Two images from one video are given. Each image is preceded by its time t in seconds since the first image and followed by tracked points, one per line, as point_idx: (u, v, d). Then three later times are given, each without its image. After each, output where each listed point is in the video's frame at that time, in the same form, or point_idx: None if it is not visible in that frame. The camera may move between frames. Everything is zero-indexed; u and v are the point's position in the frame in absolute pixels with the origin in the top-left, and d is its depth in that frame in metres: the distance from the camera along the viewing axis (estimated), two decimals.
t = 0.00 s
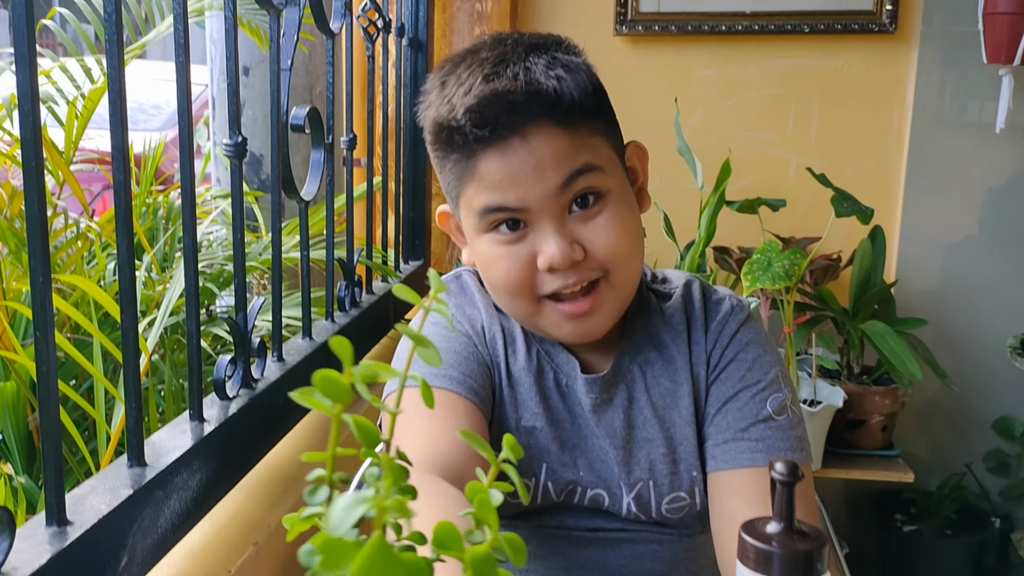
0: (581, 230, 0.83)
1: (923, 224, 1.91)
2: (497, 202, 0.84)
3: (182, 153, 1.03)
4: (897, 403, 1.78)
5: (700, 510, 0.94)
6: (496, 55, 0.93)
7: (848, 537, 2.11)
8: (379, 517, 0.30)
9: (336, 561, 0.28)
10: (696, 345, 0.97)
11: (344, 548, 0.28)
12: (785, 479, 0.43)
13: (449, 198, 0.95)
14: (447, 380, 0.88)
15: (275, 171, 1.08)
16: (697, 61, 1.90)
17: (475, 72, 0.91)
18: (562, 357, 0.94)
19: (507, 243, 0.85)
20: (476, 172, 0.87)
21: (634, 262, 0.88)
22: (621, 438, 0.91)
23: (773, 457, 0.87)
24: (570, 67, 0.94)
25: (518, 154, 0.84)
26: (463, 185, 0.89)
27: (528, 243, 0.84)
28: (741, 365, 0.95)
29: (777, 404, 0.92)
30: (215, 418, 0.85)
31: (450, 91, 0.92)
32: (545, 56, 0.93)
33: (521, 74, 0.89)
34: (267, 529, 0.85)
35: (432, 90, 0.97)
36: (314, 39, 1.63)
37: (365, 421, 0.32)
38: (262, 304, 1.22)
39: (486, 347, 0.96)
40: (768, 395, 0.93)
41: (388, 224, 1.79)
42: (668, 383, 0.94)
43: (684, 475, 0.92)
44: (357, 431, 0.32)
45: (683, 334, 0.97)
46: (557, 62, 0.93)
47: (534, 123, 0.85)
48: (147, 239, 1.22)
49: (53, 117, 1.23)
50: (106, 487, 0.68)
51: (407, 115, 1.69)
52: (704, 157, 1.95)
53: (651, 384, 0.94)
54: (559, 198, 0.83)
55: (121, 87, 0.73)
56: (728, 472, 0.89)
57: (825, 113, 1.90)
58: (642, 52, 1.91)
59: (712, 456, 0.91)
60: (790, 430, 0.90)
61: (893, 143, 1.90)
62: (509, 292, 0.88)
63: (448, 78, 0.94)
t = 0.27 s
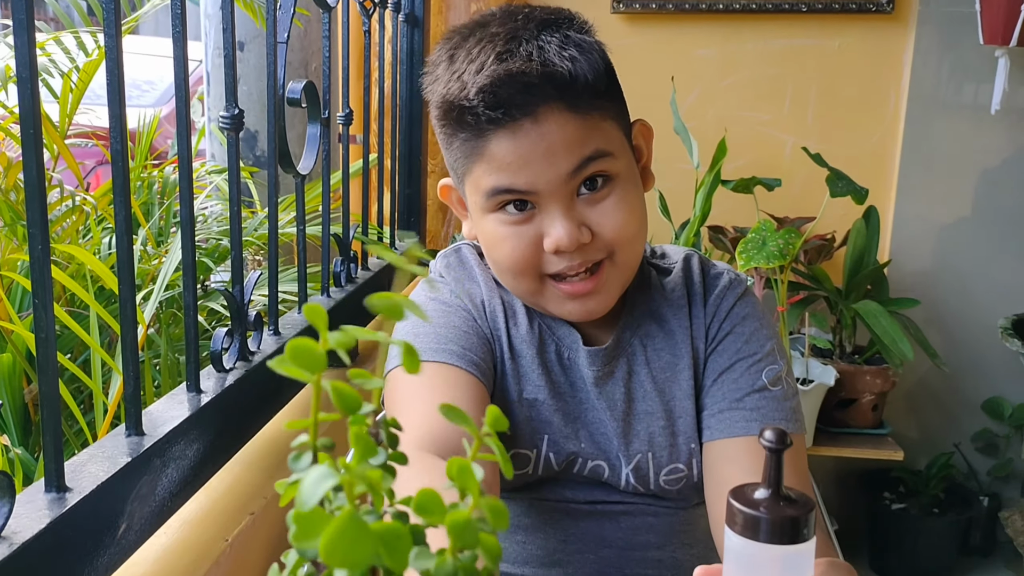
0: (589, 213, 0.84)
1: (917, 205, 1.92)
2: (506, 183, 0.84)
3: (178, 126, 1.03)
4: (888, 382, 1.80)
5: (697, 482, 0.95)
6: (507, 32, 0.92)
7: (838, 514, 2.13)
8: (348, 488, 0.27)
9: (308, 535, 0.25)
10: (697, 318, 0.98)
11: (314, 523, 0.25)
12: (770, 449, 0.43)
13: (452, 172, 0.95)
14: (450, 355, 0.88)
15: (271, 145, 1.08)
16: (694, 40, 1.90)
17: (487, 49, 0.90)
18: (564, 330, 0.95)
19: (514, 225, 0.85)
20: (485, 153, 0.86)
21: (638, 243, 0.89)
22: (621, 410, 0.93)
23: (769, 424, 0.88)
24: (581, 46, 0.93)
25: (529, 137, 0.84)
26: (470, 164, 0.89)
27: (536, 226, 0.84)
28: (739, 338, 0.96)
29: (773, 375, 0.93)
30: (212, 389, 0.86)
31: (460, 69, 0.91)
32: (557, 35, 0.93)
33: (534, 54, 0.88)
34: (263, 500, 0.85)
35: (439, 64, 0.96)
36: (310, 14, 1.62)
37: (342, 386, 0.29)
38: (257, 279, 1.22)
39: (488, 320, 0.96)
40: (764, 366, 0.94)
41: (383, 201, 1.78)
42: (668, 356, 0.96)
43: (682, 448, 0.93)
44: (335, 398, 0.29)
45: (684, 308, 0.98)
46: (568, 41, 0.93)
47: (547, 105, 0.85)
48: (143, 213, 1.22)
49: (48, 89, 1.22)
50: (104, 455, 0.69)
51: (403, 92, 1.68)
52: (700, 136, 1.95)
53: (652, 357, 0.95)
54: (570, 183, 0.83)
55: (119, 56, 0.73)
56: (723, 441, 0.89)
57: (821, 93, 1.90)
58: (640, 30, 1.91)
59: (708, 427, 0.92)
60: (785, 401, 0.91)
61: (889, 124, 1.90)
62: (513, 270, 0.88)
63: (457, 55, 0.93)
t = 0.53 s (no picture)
0: (595, 197, 0.85)
1: (915, 190, 1.92)
2: (516, 166, 0.84)
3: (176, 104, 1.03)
4: (885, 365, 1.80)
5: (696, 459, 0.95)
6: (523, 10, 0.89)
7: (834, 498, 2.14)
8: (361, 429, 0.32)
9: (324, 469, 0.31)
10: (697, 296, 0.98)
11: (331, 458, 0.31)
12: (765, 420, 0.46)
13: (461, 146, 0.96)
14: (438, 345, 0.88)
15: (270, 125, 1.07)
16: (694, 23, 1.89)
17: (503, 28, 0.88)
18: (561, 315, 0.96)
19: (520, 205, 0.86)
20: (496, 133, 0.86)
21: (643, 226, 0.89)
22: (620, 390, 0.93)
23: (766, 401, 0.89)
24: (597, 30, 0.92)
25: (541, 122, 0.84)
26: (480, 143, 0.89)
27: (541, 206, 0.85)
28: (738, 316, 0.96)
29: (771, 353, 0.93)
30: (211, 366, 0.86)
31: (475, 47, 0.90)
32: (573, 16, 0.91)
33: (550, 38, 0.87)
34: (261, 477, 0.86)
35: (453, 35, 0.94)
36: None
37: (359, 340, 0.34)
38: (256, 259, 1.22)
39: (483, 306, 0.96)
40: (763, 343, 0.94)
41: (381, 183, 1.78)
42: (668, 334, 0.96)
43: (681, 425, 0.93)
44: (351, 352, 0.34)
45: (684, 286, 0.98)
46: (585, 23, 0.91)
47: (560, 92, 0.84)
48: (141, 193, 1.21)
49: (45, 68, 1.22)
50: (104, 429, 0.69)
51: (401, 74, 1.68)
52: (699, 120, 1.95)
53: (652, 335, 0.96)
54: (578, 169, 0.83)
55: (117, 30, 0.72)
56: (721, 418, 0.90)
57: (820, 77, 1.89)
58: (639, 13, 1.90)
59: (706, 404, 0.92)
60: (783, 379, 0.92)
61: (888, 108, 1.90)
62: (516, 249, 0.89)
63: (471, 29, 0.91)
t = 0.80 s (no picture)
0: (605, 183, 0.85)
1: (917, 185, 1.91)
2: (528, 147, 0.85)
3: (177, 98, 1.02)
4: (886, 361, 1.80)
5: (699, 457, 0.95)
6: None
7: (834, 493, 2.14)
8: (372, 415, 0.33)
9: (335, 453, 0.32)
10: (704, 294, 0.98)
11: (343, 442, 0.32)
12: (768, 408, 0.46)
13: (475, 131, 0.96)
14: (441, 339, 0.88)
15: (271, 119, 1.07)
16: (695, 18, 1.89)
17: (521, 9, 0.89)
18: (565, 309, 0.96)
19: (529, 186, 0.86)
20: (510, 113, 0.86)
21: (651, 219, 0.89)
22: (624, 387, 0.93)
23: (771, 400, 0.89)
24: (616, 16, 0.92)
25: (556, 102, 0.84)
26: (493, 124, 0.89)
27: (551, 188, 0.85)
28: (744, 315, 0.96)
29: (776, 353, 0.93)
30: (212, 360, 0.86)
31: (493, 26, 0.91)
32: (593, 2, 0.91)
33: (569, 20, 0.88)
34: (263, 472, 0.86)
35: (471, 19, 0.95)
36: None
37: (370, 329, 0.36)
38: (256, 254, 1.22)
39: (487, 302, 0.96)
40: (768, 343, 0.94)
41: (382, 178, 1.77)
42: (674, 331, 0.96)
43: (684, 422, 0.93)
44: (362, 340, 0.35)
45: (691, 284, 0.98)
46: (603, 9, 0.91)
47: (575, 72, 0.84)
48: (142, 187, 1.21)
49: (46, 62, 1.21)
50: (106, 423, 0.69)
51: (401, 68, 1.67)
52: (700, 115, 1.94)
53: (658, 332, 0.96)
54: (589, 152, 0.84)
55: (119, 22, 0.72)
56: (724, 416, 0.90)
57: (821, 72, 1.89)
58: (641, 7, 1.89)
59: (711, 403, 0.92)
60: (788, 378, 0.92)
61: (889, 103, 1.89)
62: (524, 233, 0.89)
63: (491, 10, 0.92)
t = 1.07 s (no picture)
0: (611, 177, 0.84)
1: (917, 177, 1.91)
2: (533, 142, 0.84)
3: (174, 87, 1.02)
4: (885, 353, 1.80)
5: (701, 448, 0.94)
6: None
7: (833, 485, 2.14)
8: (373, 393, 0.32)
9: (335, 428, 0.31)
10: (707, 283, 0.98)
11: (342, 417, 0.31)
12: (768, 395, 0.46)
13: (480, 124, 0.96)
14: (442, 327, 0.88)
15: (270, 109, 1.07)
16: (696, 8, 1.88)
17: (527, 4, 0.89)
18: (568, 296, 0.95)
19: (534, 181, 0.86)
20: (515, 108, 0.86)
21: (657, 213, 0.89)
22: (627, 374, 0.92)
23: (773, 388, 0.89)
24: (623, 10, 0.91)
25: (561, 98, 0.83)
26: (498, 118, 0.89)
27: (556, 183, 0.85)
28: (748, 305, 0.95)
29: (780, 342, 0.93)
30: (210, 351, 0.86)
31: (498, 21, 0.90)
32: None
33: (575, 16, 0.87)
34: (261, 462, 0.85)
35: (477, 13, 0.95)
36: None
37: (373, 310, 0.35)
38: (255, 245, 1.21)
39: (488, 289, 0.96)
40: (772, 333, 0.93)
41: (381, 169, 1.77)
42: (678, 320, 0.96)
43: (687, 412, 0.93)
44: (364, 320, 0.35)
45: (696, 273, 0.98)
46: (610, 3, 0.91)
47: (582, 68, 0.84)
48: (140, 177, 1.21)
49: (43, 51, 1.21)
50: (103, 413, 0.69)
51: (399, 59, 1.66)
52: (701, 106, 1.94)
53: (662, 320, 0.95)
54: (595, 147, 0.83)
55: (115, 11, 0.72)
56: (727, 405, 0.90)
57: (822, 64, 1.88)
58: None
59: (714, 392, 0.92)
60: (792, 367, 0.92)
61: (890, 95, 1.89)
62: (529, 228, 0.89)
63: (497, 4, 0.92)
